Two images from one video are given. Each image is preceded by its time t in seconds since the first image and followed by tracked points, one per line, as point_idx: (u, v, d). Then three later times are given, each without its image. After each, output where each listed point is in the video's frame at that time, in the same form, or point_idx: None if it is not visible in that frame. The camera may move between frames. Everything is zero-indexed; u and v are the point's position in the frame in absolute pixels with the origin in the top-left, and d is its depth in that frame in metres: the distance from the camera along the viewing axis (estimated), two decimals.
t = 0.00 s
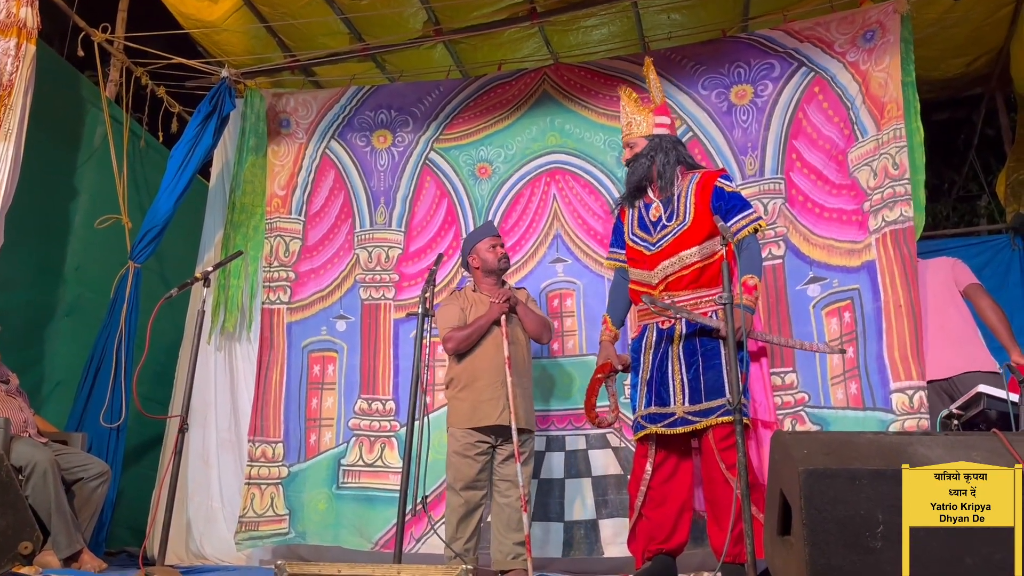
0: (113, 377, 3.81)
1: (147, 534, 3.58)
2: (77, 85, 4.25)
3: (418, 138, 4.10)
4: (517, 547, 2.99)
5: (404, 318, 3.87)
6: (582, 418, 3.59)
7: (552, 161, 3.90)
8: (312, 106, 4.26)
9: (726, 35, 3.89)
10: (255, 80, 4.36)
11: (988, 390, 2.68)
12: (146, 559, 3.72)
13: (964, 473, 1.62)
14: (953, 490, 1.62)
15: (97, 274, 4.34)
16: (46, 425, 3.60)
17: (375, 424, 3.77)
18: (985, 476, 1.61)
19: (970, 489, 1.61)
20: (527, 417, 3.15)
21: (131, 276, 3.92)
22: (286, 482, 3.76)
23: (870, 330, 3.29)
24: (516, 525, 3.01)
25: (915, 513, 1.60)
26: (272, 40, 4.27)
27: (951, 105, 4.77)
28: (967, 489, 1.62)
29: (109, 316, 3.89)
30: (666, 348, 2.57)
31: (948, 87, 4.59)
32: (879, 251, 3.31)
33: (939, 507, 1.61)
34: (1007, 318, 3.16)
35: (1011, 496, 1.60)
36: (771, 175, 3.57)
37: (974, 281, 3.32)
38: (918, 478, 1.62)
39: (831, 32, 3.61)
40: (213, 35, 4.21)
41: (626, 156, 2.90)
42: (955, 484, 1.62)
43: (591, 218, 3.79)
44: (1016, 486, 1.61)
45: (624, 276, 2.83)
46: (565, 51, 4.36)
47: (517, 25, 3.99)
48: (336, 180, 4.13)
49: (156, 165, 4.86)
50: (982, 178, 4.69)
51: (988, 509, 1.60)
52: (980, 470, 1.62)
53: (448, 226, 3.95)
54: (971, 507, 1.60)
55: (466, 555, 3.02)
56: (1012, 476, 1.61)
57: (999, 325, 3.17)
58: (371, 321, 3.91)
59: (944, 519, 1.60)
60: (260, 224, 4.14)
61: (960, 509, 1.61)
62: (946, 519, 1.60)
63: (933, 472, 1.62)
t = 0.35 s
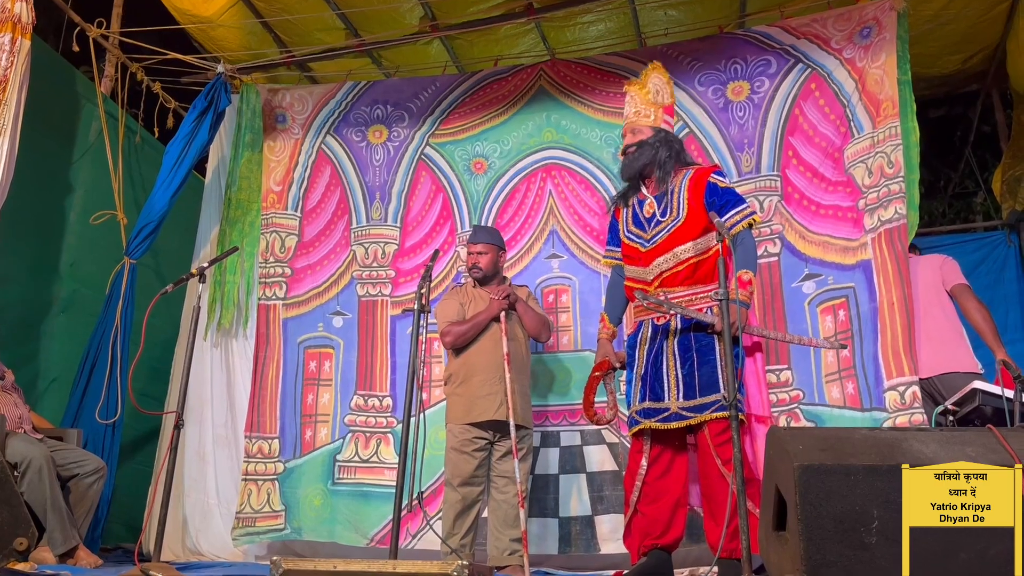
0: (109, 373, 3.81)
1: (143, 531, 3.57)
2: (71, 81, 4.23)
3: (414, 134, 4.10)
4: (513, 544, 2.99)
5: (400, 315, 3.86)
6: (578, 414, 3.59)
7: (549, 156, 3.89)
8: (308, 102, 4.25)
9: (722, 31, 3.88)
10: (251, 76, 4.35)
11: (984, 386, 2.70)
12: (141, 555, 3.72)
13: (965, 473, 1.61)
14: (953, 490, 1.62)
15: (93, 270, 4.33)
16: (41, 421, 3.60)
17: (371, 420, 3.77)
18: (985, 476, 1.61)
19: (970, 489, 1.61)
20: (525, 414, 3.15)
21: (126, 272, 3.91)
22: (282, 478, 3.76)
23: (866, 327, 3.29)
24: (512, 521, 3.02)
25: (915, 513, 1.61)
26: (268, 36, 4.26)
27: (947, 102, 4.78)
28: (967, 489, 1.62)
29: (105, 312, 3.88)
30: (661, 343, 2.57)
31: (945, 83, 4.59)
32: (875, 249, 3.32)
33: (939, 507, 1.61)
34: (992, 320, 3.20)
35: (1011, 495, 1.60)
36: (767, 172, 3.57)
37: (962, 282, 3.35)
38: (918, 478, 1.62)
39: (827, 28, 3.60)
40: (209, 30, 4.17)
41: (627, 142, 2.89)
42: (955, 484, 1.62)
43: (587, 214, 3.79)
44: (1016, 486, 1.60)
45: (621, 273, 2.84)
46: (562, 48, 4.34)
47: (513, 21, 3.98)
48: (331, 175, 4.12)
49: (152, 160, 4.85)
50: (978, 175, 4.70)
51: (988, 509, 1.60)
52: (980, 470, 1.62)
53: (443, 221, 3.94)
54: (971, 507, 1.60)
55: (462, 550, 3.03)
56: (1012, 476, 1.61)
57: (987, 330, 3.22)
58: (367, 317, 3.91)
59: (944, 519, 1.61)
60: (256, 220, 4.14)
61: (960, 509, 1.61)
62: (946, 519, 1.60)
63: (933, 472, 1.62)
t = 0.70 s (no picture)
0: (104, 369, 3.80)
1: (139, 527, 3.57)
2: (66, 76, 4.22)
3: (410, 129, 4.09)
4: (508, 539, 3.01)
5: (395, 309, 3.86)
6: (576, 409, 3.59)
7: (545, 152, 3.89)
8: (304, 97, 4.24)
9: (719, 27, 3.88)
10: (247, 71, 4.33)
11: (978, 380, 2.71)
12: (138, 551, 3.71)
13: (965, 473, 1.60)
14: (953, 490, 1.61)
15: (88, 266, 4.32)
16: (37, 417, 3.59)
17: (368, 416, 3.77)
18: (985, 476, 1.60)
19: (970, 489, 1.61)
20: (520, 410, 3.15)
21: (121, 268, 3.90)
22: (278, 474, 3.75)
23: (862, 323, 3.29)
24: (507, 517, 3.03)
25: (915, 513, 1.60)
26: (264, 31, 4.25)
27: (943, 98, 4.78)
28: (967, 489, 1.61)
29: (100, 308, 3.87)
30: (653, 343, 2.58)
31: (941, 79, 4.60)
32: (870, 246, 3.32)
33: (939, 507, 1.60)
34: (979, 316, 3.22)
35: (1011, 494, 1.60)
36: (763, 168, 3.57)
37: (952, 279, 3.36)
38: (918, 477, 1.61)
39: (824, 24, 3.60)
40: (205, 25, 4.16)
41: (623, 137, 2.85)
42: (955, 485, 1.61)
43: (583, 210, 3.79)
44: (1016, 485, 1.60)
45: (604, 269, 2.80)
46: (559, 43, 4.33)
47: (510, 17, 3.97)
48: (326, 170, 4.11)
49: (147, 156, 4.83)
50: (974, 171, 4.70)
51: (988, 509, 1.59)
52: (980, 470, 1.61)
53: (438, 216, 3.94)
54: (971, 507, 1.60)
55: (458, 546, 3.03)
56: (1012, 476, 1.60)
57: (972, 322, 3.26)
58: (362, 312, 3.91)
59: (944, 519, 1.60)
60: (252, 216, 4.13)
61: (960, 509, 1.60)
62: (946, 519, 1.60)
63: (933, 472, 1.61)
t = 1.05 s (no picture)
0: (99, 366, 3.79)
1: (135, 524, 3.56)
2: (61, 72, 4.20)
3: (406, 125, 4.08)
4: (505, 536, 2.99)
5: (388, 304, 3.86)
6: (572, 406, 3.59)
7: (541, 148, 3.89)
8: (299, 93, 4.23)
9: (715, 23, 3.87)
10: (242, 67, 4.32)
11: (974, 376, 2.72)
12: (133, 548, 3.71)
13: (965, 473, 1.60)
14: (953, 490, 1.61)
15: (84, 263, 4.31)
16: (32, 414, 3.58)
17: (363, 412, 3.77)
18: (985, 476, 1.60)
19: (970, 489, 1.60)
20: (516, 405, 3.15)
21: (117, 264, 3.89)
22: (275, 470, 3.75)
23: (857, 319, 3.30)
24: (505, 513, 3.02)
25: (915, 514, 1.60)
26: (260, 27, 4.23)
27: (940, 94, 4.78)
28: (967, 489, 1.61)
29: (95, 305, 3.86)
30: (658, 334, 2.59)
31: (937, 76, 4.60)
32: (866, 242, 3.33)
33: (939, 507, 1.60)
34: (969, 309, 3.20)
35: (1011, 495, 1.59)
36: (760, 164, 3.57)
37: (943, 277, 3.34)
38: (918, 477, 1.61)
39: (820, 20, 3.60)
40: (200, 21, 4.15)
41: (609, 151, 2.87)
42: (955, 484, 1.61)
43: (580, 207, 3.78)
44: (1017, 485, 1.59)
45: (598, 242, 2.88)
46: (555, 39, 4.33)
47: (507, 13, 3.96)
48: (321, 166, 4.11)
49: (142, 152, 4.82)
50: (970, 167, 4.71)
51: (988, 509, 1.59)
52: (980, 470, 1.60)
53: (434, 212, 3.94)
54: (971, 507, 1.59)
55: (455, 542, 3.03)
56: (1012, 476, 1.60)
57: (964, 318, 3.23)
58: (356, 308, 3.90)
59: (944, 519, 1.60)
60: (248, 213, 4.12)
61: (960, 509, 1.60)
62: (946, 519, 1.60)
63: (933, 472, 1.61)
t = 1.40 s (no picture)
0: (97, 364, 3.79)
1: (132, 521, 3.56)
2: (57, 70, 4.19)
3: (403, 122, 4.08)
4: (503, 533, 3.01)
5: (383, 301, 3.86)
6: (570, 403, 3.59)
7: (538, 145, 3.89)
8: (296, 90, 4.22)
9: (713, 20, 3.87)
10: (239, 64, 4.31)
11: (971, 373, 2.71)
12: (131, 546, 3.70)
13: (965, 473, 1.60)
14: (953, 490, 1.61)
15: (80, 261, 4.30)
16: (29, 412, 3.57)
17: (358, 409, 3.77)
18: (985, 476, 1.60)
19: (970, 489, 1.60)
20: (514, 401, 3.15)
21: (114, 262, 3.88)
22: (271, 468, 3.75)
23: (854, 316, 3.30)
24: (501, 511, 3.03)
25: (916, 514, 1.60)
26: (256, 25, 4.22)
27: (937, 91, 4.79)
28: (967, 489, 1.61)
29: (92, 302, 3.85)
30: (688, 343, 2.58)
31: (934, 73, 4.60)
32: (863, 239, 3.33)
33: (939, 507, 1.60)
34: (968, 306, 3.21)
35: (1011, 494, 1.59)
36: (757, 162, 3.58)
37: (939, 274, 3.34)
38: (918, 478, 1.61)
39: (818, 17, 3.60)
40: (197, 19, 4.13)
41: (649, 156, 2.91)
42: (955, 485, 1.61)
43: (577, 204, 3.79)
44: (1016, 485, 1.59)
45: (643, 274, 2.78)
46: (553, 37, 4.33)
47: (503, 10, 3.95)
48: (318, 163, 4.10)
49: (139, 150, 4.81)
50: (967, 164, 4.72)
51: (988, 509, 1.59)
52: (980, 470, 1.60)
53: (431, 209, 3.93)
54: (971, 507, 1.59)
55: (453, 540, 3.03)
56: (1012, 476, 1.60)
57: (963, 315, 3.24)
58: (351, 304, 3.90)
59: (944, 519, 1.60)
60: (245, 211, 4.11)
61: (960, 509, 1.60)
62: (946, 519, 1.60)
63: (933, 472, 1.61)
